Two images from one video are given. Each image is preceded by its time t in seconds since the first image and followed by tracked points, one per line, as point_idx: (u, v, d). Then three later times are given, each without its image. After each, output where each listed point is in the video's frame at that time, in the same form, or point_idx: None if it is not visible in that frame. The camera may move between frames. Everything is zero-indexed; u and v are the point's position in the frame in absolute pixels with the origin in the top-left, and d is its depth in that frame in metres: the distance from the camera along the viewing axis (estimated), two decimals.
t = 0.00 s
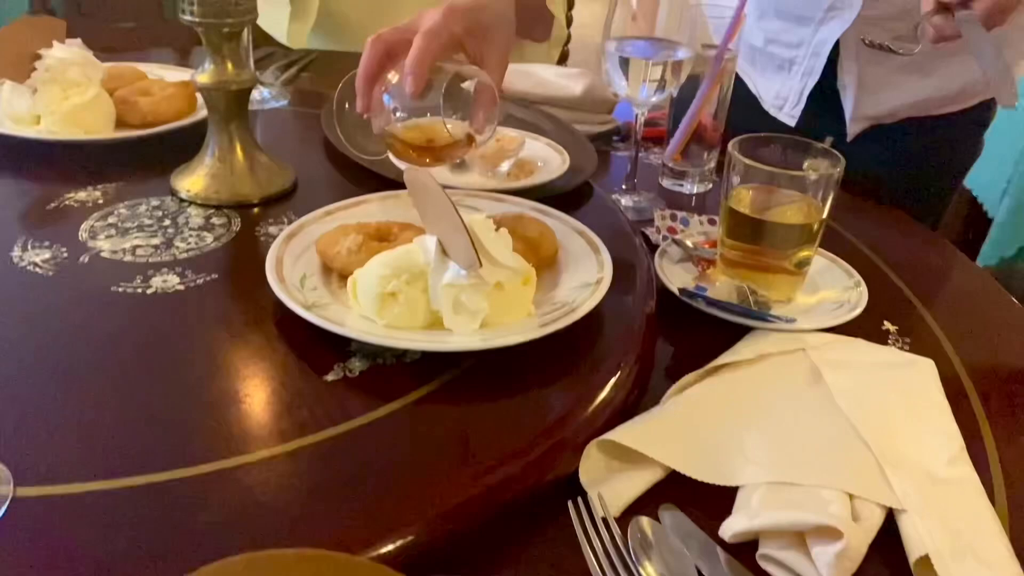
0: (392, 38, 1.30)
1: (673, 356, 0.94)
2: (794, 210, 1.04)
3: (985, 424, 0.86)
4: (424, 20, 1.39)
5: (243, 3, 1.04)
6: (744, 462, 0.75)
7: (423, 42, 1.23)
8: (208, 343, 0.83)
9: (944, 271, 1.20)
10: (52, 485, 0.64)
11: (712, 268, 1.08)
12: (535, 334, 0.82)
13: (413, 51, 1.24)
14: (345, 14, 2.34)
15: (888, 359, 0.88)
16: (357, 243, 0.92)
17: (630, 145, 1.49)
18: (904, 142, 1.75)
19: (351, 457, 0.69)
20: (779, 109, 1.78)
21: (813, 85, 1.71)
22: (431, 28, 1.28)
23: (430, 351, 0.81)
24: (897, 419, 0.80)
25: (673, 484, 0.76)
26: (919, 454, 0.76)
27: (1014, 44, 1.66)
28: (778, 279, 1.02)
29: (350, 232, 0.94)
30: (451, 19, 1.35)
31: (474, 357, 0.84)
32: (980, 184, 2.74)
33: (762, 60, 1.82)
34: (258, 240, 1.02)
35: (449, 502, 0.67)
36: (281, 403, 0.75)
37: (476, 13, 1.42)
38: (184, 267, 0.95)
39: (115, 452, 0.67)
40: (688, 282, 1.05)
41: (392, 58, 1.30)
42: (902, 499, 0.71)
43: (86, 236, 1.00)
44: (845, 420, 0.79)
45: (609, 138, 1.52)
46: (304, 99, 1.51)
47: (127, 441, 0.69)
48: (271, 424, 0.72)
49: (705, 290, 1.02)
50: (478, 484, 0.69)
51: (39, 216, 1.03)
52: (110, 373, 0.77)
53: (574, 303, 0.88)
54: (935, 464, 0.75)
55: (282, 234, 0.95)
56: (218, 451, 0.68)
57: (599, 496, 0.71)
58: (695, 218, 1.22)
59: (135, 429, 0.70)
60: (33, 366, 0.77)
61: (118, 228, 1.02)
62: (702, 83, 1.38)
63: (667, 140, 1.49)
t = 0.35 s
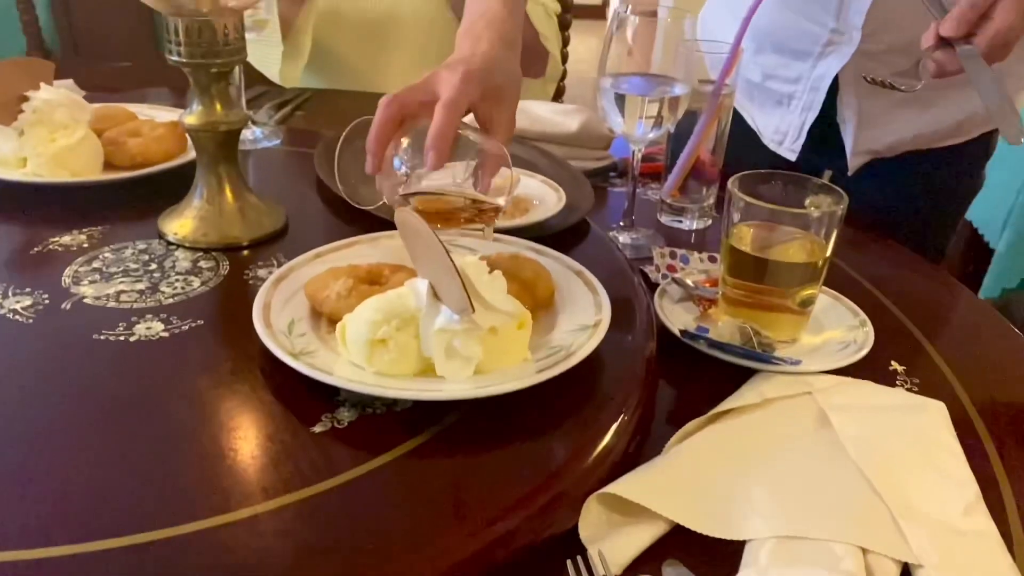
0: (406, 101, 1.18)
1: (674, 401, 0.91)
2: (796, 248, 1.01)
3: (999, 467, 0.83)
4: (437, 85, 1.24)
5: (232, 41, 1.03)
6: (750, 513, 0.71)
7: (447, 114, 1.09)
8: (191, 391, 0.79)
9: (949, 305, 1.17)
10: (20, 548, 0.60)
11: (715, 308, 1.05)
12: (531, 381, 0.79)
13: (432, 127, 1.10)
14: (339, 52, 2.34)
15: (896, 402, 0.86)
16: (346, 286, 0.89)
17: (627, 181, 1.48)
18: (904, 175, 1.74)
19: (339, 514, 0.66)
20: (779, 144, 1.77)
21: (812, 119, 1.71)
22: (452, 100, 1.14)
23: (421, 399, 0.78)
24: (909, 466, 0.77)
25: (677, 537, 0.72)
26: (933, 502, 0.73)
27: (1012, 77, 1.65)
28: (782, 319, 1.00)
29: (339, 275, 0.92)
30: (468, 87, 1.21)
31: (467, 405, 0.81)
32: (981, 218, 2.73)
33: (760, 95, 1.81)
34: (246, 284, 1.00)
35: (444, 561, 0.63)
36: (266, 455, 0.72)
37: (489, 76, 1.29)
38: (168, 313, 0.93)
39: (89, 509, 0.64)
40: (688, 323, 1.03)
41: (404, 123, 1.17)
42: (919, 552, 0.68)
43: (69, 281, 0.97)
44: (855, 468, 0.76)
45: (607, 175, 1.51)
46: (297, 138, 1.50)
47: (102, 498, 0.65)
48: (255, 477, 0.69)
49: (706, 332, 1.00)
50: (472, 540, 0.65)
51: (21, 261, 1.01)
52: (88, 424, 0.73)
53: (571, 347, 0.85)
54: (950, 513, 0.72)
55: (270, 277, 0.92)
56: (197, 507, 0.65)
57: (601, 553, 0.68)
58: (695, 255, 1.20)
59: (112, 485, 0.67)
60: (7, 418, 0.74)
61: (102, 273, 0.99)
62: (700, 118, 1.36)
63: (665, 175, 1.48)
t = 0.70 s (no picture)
0: (372, 116, 1.30)
1: (675, 430, 0.90)
2: (796, 274, 1.01)
3: (1005, 492, 0.82)
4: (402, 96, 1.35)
5: (230, 72, 1.04)
6: (754, 542, 0.70)
7: (393, 121, 1.21)
8: (187, 423, 0.79)
9: (950, 330, 1.17)
10: None
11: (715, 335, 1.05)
12: (531, 411, 0.78)
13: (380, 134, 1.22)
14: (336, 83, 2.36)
15: (899, 428, 0.85)
16: (343, 316, 0.89)
17: (625, 209, 1.48)
18: (901, 201, 1.74)
19: (336, 548, 0.65)
20: (775, 172, 1.77)
21: (808, 147, 1.72)
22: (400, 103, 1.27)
23: (419, 431, 0.77)
24: (913, 493, 0.76)
25: (681, 568, 0.72)
26: (940, 530, 0.72)
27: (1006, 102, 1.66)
28: (782, 346, 0.99)
29: (336, 304, 0.91)
30: (428, 94, 1.32)
31: (467, 434, 0.80)
32: (979, 240, 2.74)
33: (756, 123, 1.83)
34: (243, 313, 0.99)
35: None
36: (263, 487, 0.71)
37: (456, 90, 1.39)
38: (164, 344, 0.92)
39: (83, 543, 0.63)
40: (688, 350, 1.03)
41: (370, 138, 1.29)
42: None
43: (65, 312, 0.97)
44: (861, 496, 0.75)
45: (603, 203, 1.51)
46: (294, 168, 1.50)
47: (96, 532, 0.64)
48: (251, 512, 0.68)
49: (707, 359, 1.00)
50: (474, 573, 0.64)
51: (17, 293, 1.00)
52: (83, 456, 0.73)
53: (571, 375, 0.84)
54: (958, 542, 0.71)
55: (267, 308, 0.92)
56: (192, 542, 0.64)
57: None
58: (694, 282, 1.19)
59: (105, 518, 0.65)
60: None
61: (98, 304, 0.99)
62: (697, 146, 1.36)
63: (662, 203, 1.48)
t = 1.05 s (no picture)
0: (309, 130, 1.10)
1: (676, 449, 0.90)
2: (795, 291, 1.01)
3: (1006, 510, 0.82)
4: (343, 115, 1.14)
5: (230, 94, 1.05)
6: (754, 562, 0.70)
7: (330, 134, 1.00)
8: (187, 444, 0.78)
9: (949, 348, 1.17)
10: None
11: (714, 353, 1.05)
12: (530, 431, 0.78)
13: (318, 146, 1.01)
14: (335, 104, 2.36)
15: (900, 446, 0.85)
16: (342, 336, 0.89)
17: (624, 228, 1.48)
18: (898, 219, 1.75)
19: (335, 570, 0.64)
20: (774, 192, 1.78)
21: (805, 168, 1.73)
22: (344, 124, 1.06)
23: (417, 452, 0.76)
24: (916, 514, 0.76)
25: None
26: (940, 549, 0.72)
27: (1002, 122, 1.67)
28: (782, 365, 0.99)
29: (335, 325, 0.91)
30: (371, 113, 1.12)
31: (466, 455, 0.80)
32: (979, 259, 2.74)
33: (753, 144, 1.84)
34: (242, 334, 0.99)
35: None
36: (261, 508, 0.71)
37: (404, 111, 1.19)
38: (163, 365, 0.92)
39: (81, 565, 0.62)
40: (688, 368, 1.02)
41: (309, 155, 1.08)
42: None
43: (64, 334, 0.97)
44: (861, 515, 0.75)
45: (603, 222, 1.52)
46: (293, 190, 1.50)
47: (93, 553, 0.64)
48: (249, 533, 0.67)
49: (706, 378, 0.99)
50: None
51: (16, 315, 1.00)
52: (82, 478, 0.72)
53: (570, 395, 0.84)
54: (959, 561, 0.71)
55: (266, 329, 0.92)
56: (191, 564, 0.63)
57: None
58: (693, 301, 1.20)
59: (104, 540, 0.65)
60: None
61: (98, 326, 0.99)
62: (695, 165, 1.36)
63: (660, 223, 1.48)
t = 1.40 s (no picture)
0: (312, 174, 1.03)
1: (677, 465, 0.90)
2: (795, 308, 1.02)
3: (1008, 524, 0.82)
4: (346, 160, 1.09)
5: (232, 114, 1.05)
6: None
7: (344, 182, 0.95)
8: (190, 461, 0.79)
9: (949, 363, 1.17)
10: None
11: (715, 369, 1.05)
12: (532, 447, 0.78)
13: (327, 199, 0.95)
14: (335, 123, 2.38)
15: (902, 461, 0.85)
16: (344, 354, 0.89)
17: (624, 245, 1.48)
18: (897, 235, 1.75)
19: None
20: (773, 210, 1.79)
21: (803, 185, 1.74)
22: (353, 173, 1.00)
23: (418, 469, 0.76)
24: (917, 528, 0.76)
25: None
26: (943, 563, 0.72)
27: (998, 138, 1.69)
28: (782, 381, 0.99)
29: (336, 342, 0.92)
30: (377, 161, 1.07)
31: (469, 472, 0.80)
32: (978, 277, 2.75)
33: (750, 162, 1.85)
34: (244, 352, 0.99)
35: None
36: (263, 525, 0.71)
37: (407, 158, 1.15)
38: (165, 383, 0.92)
39: None
40: (689, 385, 1.03)
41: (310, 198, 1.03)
42: None
43: (67, 352, 0.97)
44: (864, 529, 0.75)
45: (603, 239, 1.52)
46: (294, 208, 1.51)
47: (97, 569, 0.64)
48: (251, 551, 0.67)
49: (707, 395, 0.99)
50: None
51: (19, 333, 1.01)
52: (84, 495, 0.72)
53: (572, 411, 0.84)
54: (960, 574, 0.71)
55: (267, 347, 0.92)
56: None
57: None
58: (693, 317, 1.20)
59: (106, 557, 0.65)
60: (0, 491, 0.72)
61: (99, 344, 0.99)
62: (695, 181, 1.37)
63: (660, 240, 1.49)
